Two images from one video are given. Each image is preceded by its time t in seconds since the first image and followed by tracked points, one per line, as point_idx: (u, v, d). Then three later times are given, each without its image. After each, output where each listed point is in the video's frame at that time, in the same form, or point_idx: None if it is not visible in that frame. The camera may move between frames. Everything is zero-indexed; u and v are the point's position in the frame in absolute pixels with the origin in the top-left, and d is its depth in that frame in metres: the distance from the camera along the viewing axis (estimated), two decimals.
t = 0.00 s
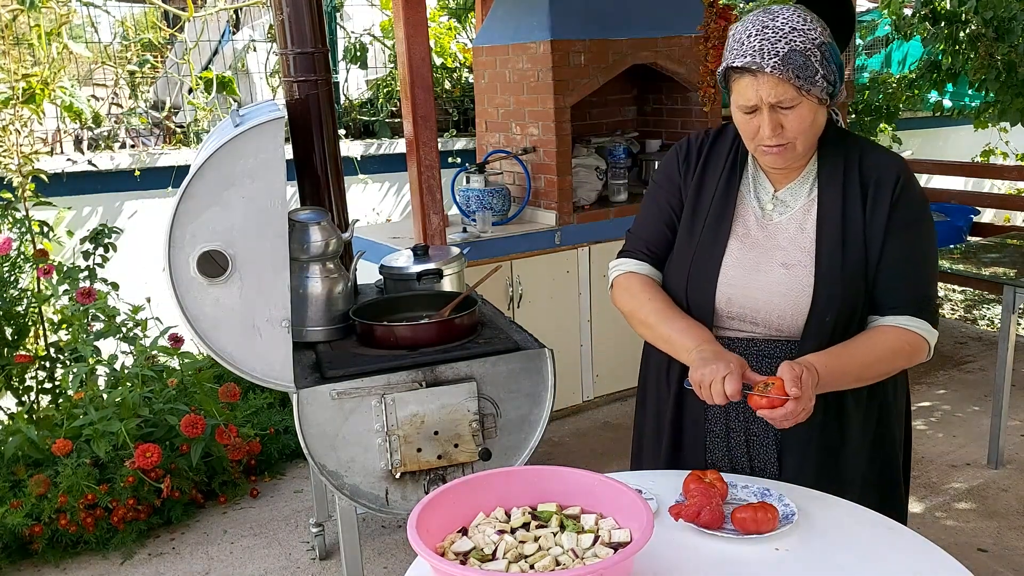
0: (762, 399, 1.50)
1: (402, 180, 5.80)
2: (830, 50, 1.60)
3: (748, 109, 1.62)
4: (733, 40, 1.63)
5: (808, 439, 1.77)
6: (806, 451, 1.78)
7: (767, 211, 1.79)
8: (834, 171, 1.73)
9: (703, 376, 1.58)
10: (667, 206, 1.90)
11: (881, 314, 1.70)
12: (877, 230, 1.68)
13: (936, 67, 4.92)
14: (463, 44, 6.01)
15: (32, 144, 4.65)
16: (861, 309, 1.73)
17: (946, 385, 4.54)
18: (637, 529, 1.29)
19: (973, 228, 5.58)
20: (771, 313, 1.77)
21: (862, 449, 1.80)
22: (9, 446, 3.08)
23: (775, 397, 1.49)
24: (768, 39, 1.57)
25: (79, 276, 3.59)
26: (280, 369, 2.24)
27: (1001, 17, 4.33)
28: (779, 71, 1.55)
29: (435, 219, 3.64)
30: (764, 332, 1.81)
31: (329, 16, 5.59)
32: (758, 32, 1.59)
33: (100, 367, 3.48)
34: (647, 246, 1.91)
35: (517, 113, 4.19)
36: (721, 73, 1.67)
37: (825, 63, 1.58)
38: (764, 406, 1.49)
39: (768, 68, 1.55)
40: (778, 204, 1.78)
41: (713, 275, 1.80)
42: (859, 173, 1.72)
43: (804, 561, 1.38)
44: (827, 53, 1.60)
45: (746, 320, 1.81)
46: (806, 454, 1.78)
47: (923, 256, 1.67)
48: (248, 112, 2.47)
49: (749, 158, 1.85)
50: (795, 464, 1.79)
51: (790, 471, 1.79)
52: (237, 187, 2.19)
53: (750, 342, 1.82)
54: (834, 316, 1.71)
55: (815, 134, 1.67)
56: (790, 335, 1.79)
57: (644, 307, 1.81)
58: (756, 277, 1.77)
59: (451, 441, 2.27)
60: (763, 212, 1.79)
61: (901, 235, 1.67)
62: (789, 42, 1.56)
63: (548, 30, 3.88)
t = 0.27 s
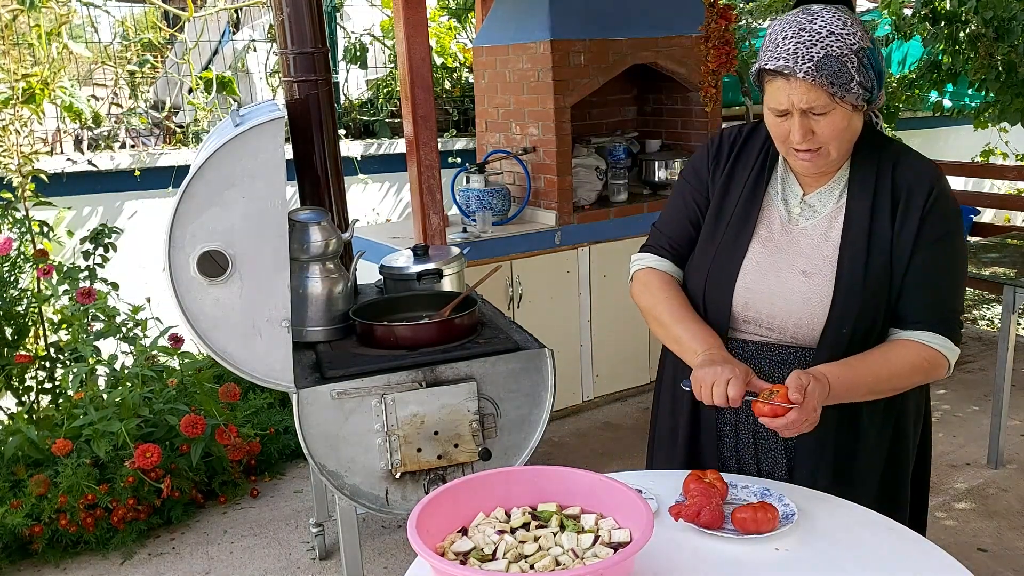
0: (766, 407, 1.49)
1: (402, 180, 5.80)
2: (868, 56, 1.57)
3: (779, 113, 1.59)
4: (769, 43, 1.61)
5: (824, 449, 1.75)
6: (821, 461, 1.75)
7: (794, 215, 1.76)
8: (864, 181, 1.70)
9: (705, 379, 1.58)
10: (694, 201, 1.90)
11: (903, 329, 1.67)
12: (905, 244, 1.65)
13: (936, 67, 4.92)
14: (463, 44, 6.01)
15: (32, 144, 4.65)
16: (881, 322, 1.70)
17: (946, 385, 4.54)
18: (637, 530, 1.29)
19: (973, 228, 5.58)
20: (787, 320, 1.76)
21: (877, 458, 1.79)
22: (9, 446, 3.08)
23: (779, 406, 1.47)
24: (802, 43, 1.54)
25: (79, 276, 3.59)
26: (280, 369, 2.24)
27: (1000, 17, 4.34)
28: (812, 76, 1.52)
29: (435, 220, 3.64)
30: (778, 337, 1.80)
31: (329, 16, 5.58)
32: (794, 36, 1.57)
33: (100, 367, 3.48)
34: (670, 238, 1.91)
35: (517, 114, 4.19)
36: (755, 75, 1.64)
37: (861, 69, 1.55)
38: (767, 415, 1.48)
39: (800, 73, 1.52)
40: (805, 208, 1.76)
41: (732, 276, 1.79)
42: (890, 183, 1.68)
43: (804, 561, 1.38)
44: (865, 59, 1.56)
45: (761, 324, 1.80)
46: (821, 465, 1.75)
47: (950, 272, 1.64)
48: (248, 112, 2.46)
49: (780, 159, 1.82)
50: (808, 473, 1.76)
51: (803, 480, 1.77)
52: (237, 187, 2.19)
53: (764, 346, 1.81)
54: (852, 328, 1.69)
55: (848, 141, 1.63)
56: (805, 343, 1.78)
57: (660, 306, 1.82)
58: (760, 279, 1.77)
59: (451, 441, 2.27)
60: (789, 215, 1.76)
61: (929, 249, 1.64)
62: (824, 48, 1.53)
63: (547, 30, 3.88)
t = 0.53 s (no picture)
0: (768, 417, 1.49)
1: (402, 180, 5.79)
2: (906, 65, 1.52)
3: (809, 118, 1.56)
4: (805, 44, 1.57)
5: (835, 457, 1.73)
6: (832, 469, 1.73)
7: (819, 221, 1.74)
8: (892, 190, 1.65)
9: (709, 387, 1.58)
10: (721, 196, 1.90)
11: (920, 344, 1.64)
12: (928, 259, 1.61)
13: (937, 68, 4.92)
14: (463, 44, 6.01)
15: (31, 144, 4.65)
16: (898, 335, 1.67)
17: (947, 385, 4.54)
18: (636, 529, 1.29)
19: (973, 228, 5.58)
20: (799, 327, 1.75)
21: (891, 467, 1.76)
22: (9, 447, 3.08)
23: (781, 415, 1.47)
24: (837, 48, 1.51)
25: (79, 276, 3.59)
26: (280, 369, 2.24)
27: (1000, 17, 4.34)
28: (844, 84, 1.49)
29: (435, 220, 3.64)
30: (791, 343, 1.78)
31: (329, 16, 5.58)
32: (830, 39, 1.53)
33: (100, 367, 3.48)
34: (692, 231, 1.92)
35: (517, 114, 4.18)
36: (788, 75, 1.61)
37: (897, 79, 1.51)
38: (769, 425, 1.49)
39: (830, 81, 1.49)
40: (831, 215, 1.72)
41: (750, 278, 1.78)
42: (919, 195, 1.63)
43: (804, 561, 1.38)
44: (901, 68, 1.52)
45: (778, 330, 1.78)
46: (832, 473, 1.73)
47: (973, 290, 1.60)
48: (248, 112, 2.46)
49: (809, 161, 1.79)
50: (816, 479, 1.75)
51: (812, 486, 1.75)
52: (237, 187, 2.19)
53: (774, 349, 1.80)
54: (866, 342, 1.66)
55: (879, 149, 1.59)
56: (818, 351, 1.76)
57: (675, 305, 1.82)
58: (763, 280, 1.77)
59: (451, 441, 2.27)
60: (812, 219, 1.74)
61: (953, 266, 1.59)
62: (858, 55, 1.49)
63: (548, 30, 3.88)
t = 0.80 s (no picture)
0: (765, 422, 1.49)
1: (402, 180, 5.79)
2: (925, 76, 1.51)
3: (823, 124, 1.55)
4: (824, 49, 1.56)
5: (838, 463, 1.72)
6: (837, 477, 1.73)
7: (828, 227, 1.73)
8: (904, 198, 1.64)
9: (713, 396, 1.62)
10: (733, 196, 1.90)
11: (926, 356, 1.63)
12: (935, 271, 1.60)
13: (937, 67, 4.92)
14: (463, 44, 6.01)
15: (31, 144, 4.65)
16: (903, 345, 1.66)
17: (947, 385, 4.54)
18: (636, 530, 1.29)
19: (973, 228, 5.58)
20: (803, 332, 1.75)
21: (895, 474, 1.75)
22: (9, 447, 3.08)
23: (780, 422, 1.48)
24: (856, 56, 1.50)
25: (79, 276, 3.59)
26: (280, 369, 2.24)
27: (1000, 17, 4.34)
28: (859, 93, 1.48)
29: (435, 220, 3.64)
30: (792, 348, 1.80)
31: (329, 16, 5.58)
32: (849, 46, 1.52)
33: (100, 367, 3.48)
34: (702, 229, 1.92)
35: (517, 114, 4.18)
36: (806, 80, 1.60)
37: (915, 90, 1.50)
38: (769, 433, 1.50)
39: (847, 89, 1.48)
40: (842, 221, 1.71)
41: (756, 281, 1.79)
42: (931, 206, 1.62)
43: (805, 561, 1.38)
44: (920, 78, 1.51)
45: (782, 334, 1.79)
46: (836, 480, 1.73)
47: (980, 303, 1.58)
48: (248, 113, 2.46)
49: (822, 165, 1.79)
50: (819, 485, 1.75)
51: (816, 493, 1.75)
52: (237, 187, 2.19)
53: (778, 352, 1.81)
54: (869, 352, 1.66)
55: (892, 158, 1.58)
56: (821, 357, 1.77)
57: (683, 304, 1.83)
58: (767, 283, 1.77)
59: (451, 441, 2.28)
60: (823, 225, 1.73)
61: (963, 279, 1.57)
62: (877, 64, 1.48)
63: (547, 30, 3.88)
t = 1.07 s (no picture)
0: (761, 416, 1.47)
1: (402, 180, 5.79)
2: (902, 76, 1.52)
3: (804, 124, 1.55)
4: (803, 50, 1.57)
5: (833, 463, 1.73)
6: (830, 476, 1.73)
7: (808, 226, 1.74)
8: (880, 200, 1.65)
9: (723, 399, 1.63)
10: (712, 200, 1.90)
11: (910, 353, 1.64)
12: (917, 269, 1.61)
13: (936, 67, 4.92)
14: (463, 44, 6.01)
15: (31, 144, 4.65)
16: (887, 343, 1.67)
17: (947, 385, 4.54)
18: (636, 529, 1.29)
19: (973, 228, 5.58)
20: (788, 333, 1.75)
21: (888, 474, 1.76)
22: (9, 447, 3.08)
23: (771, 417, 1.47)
24: (835, 56, 1.50)
25: (79, 276, 3.59)
26: (280, 369, 2.24)
27: (1000, 17, 4.34)
28: (839, 92, 1.48)
29: (435, 220, 3.64)
30: (777, 348, 1.79)
31: (329, 16, 5.58)
32: (828, 47, 1.53)
33: (100, 367, 3.48)
34: (682, 233, 1.92)
35: (517, 114, 4.18)
36: (786, 80, 1.60)
37: (893, 90, 1.50)
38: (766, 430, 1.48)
39: (827, 88, 1.48)
40: (821, 220, 1.72)
41: (740, 279, 1.78)
42: (908, 206, 1.63)
43: (805, 561, 1.38)
44: (898, 78, 1.52)
45: (766, 333, 1.78)
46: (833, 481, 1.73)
47: (962, 298, 1.59)
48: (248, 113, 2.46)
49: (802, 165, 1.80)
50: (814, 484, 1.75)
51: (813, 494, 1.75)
52: (237, 187, 2.19)
53: (764, 352, 1.81)
54: (854, 349, 1.66)
55: (871, 158, 1.59)
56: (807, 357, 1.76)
57: (668, 306, 1.82)
58: (748, 285, 1.77)
59: (451, 441, 2.28)
60: (803, 224, 1.74)
61: (942, 279, 1.59)
62: (856, 64, 1.49)
63: (547, 30, 3.88)
